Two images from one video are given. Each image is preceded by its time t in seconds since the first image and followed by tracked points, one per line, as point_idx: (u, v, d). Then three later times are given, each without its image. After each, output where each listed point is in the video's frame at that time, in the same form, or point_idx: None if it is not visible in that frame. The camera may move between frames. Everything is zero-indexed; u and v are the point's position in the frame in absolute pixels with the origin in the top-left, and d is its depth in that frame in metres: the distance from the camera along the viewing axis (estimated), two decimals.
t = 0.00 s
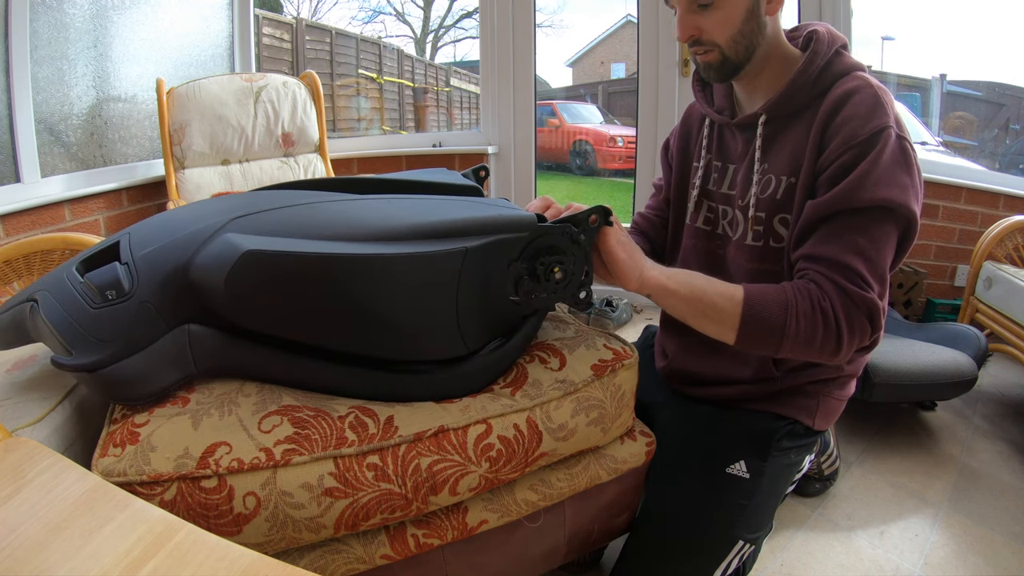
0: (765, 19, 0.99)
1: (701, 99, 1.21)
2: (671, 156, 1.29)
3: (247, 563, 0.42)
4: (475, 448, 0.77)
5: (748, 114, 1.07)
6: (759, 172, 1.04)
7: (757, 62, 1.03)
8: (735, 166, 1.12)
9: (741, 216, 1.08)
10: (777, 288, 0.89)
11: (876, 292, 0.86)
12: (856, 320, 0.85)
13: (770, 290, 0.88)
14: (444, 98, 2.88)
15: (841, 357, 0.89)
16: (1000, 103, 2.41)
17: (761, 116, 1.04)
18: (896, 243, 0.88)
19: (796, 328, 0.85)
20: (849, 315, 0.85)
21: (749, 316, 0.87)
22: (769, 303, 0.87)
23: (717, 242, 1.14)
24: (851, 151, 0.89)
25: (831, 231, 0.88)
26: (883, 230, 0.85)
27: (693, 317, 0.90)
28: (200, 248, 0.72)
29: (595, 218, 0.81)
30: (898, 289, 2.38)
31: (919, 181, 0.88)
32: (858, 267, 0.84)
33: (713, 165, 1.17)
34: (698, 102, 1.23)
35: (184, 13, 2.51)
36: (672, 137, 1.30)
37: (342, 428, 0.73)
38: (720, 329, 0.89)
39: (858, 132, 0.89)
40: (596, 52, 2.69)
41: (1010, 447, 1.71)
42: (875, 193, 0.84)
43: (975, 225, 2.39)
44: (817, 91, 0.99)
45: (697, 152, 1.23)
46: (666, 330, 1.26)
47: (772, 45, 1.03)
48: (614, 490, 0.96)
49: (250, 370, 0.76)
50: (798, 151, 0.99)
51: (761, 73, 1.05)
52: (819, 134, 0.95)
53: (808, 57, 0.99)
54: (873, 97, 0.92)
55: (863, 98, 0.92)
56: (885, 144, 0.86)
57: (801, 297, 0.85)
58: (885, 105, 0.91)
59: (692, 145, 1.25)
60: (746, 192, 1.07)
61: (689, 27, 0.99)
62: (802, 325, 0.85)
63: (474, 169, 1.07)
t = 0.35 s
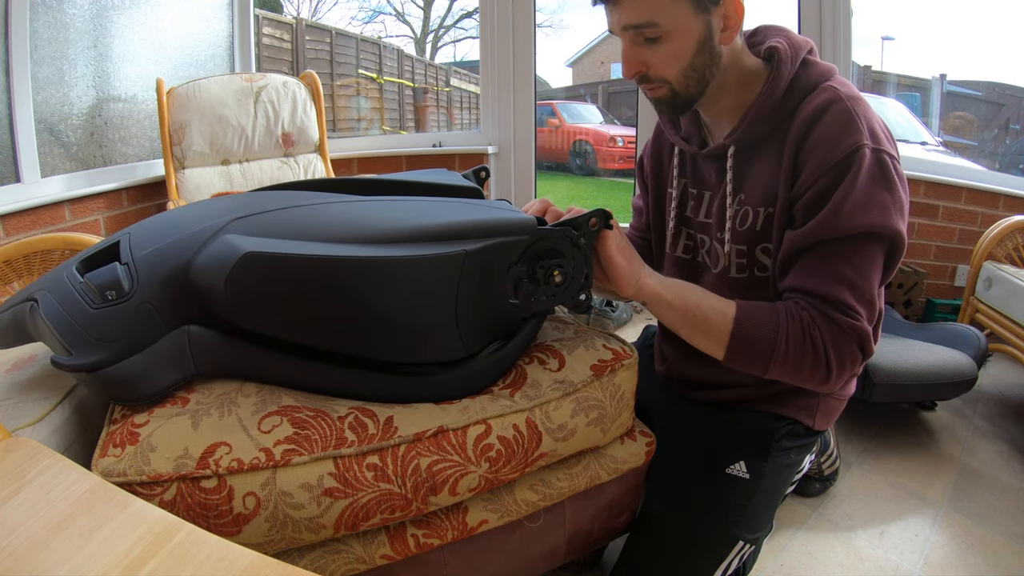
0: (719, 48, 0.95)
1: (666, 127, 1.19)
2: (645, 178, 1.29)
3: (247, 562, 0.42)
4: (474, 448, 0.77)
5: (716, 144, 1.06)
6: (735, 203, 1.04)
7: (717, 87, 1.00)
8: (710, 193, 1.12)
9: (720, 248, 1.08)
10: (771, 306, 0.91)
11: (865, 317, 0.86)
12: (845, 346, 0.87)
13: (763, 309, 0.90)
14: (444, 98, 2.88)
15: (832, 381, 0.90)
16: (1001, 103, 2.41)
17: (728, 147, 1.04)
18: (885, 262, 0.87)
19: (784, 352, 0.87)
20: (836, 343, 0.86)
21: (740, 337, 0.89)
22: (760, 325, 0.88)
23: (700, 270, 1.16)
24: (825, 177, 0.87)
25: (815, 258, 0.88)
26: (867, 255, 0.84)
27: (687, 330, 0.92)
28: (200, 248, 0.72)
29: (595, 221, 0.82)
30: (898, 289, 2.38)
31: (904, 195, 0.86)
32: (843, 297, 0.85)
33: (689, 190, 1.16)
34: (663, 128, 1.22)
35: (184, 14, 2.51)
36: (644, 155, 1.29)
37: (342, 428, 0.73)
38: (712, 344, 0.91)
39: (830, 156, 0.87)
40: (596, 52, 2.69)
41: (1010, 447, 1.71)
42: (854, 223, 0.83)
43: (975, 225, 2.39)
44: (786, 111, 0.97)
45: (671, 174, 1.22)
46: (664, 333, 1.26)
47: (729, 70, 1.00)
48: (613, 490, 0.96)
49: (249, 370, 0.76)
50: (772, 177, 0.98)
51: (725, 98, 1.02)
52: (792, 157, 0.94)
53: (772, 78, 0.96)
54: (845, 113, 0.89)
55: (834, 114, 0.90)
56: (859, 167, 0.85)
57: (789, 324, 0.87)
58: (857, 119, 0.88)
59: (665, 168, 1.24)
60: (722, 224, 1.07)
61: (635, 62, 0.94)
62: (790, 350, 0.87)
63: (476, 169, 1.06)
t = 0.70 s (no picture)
0: (685, 74, 0.95)
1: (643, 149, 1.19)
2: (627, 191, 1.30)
3: (246, 562, 0.42)
4: (474, 448, 0.77)
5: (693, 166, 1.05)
6: (718, 225, 1.05)
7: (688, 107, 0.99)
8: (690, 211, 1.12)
9: (703, 270, 1.09)
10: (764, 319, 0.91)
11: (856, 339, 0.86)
12: (838, 370, 0.87)
13: (754, 325, 0.89)
14: (444, 98, 2.88)
15: (826, 402, 0.91)
16: (1000, 103, 2.42)
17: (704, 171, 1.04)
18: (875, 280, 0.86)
19: (776, 372, 0.88)
20: (828, 366, 0.86)
21: (733, 356, 0.90)
22: (752, 344, 0.89)
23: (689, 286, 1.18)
24: (805, 202, 0.87)
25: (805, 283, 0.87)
26: (856, 279, 0.84)
27: (681, 339, 0.93)
28: (201, 246, 0.72)
29: (597, 225, 0.81)
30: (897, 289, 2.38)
31: (890, 209, 0.85)
32: (833, 323, 0.84)
33: (672, 208, 1.17)
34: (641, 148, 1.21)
35: (184, 14, 2.51)
36: (626, 165, 1.29)
37: (342, 428, 0.73)
38: (705, 357, 0.92)
39: (810, 179, 0.86)
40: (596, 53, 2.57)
41: (1010, 447, 1.71)
42: (837, 249, 0.83)
43: (975, 225, 2.39)
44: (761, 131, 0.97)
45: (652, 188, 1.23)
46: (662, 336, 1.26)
47: (698, 95, 1.00)
48: (613, 490, 0.96)
49: (249, 370, 0.76)
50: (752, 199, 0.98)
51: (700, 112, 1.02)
52: (772, 180, 0.93)
53: (745, 101, 0.95)
54: (823, 131, 0.88)
55: (813, 134, 0.88)
56: (840, 189, 0.84)
57: (781, 346, 0.87)
58: (835, 138, 0.87)
59: (645, 185, 1.25)
60: (706, 245, 1.08)
61: (597, 94, 0.94)
62: (782, 371, 0.88)
63: (477, 170, 1.06)
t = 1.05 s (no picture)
0: (666, 91, 0.95)
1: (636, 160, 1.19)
2: (622, 195, 1.30)
3: (246, 562, 0.42)
4: (473, 448, 0.77)
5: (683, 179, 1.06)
6: (710, 236, 1.05)
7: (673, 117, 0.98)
8: (682, 221, 1.13)
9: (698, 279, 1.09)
10: (760, 324, 0.90)
11: (851, 348, 0.86)
12: (831, 378, 0.87)
13: (750, 330, 0.89)
14: (444, 98, 2.88)
15: (821, 411, 0.91)
16: (1001, 103, 2.42)
17: (694, 184, 1.04)
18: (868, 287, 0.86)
19: (769, 381, 0.88)
20: (821, 376, 0.87)
21: (729, 363, 0.90)
22: (747, 351, 0.89)
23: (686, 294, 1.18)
24: (792, 213, 0.87)
25: (797, 293, 0.87)
26: (847, 289, 0.84)
27: (680, 343, 0.94)
28: (201, 247, 0.72)
29: (597, 226, 0.81)
30: (897, 289, 2.37)
31: (881, 216, 0.85)
32: (827, 334, 0.84)
33: (667, 217, 1.17)
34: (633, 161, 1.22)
35: (184, 14, 2.51)
36: (622, 174, 1.29)
37: (342, 429, 0.73)
38: (702, 361, 0.93)
39: (795, 191, 0.86)
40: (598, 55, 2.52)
41: (1010, 448, 1.70)
42: (827, 261, 0.83)
43: (975, 225, 2.39)
44: (746, 142, 0.97)
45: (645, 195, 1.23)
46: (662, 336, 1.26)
47: (682, 107, 0.99)
48: (613, 490, 0.96)
49: (250, 371, 0.76)
50: (741, 210, 0.98)
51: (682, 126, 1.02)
52: (759, 190, 0.93)
53: (729, 112, 0.95)
54: (809, 140, 0.87)
55: (798, 143, 0.88)
56: (826, 199, 0.83)
57: (776, 356, 0.87)
58: (820, 147, 0.86)
59: (638, 193, 1.26)
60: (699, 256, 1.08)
61: (579, 111, 0.93)
62: (776, 380, 0.88)
63: (477, 170, 1.06)
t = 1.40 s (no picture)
0: (658, 99, 0.94)
1: (632, 166, 1.19)
2: (619, 195, 1.30)
3: (246, 563, 0.42)
4: (473, 449, 0.77)
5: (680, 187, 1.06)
6: (708, 243, 1.05)
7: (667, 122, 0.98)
8: (681, 227, 1.13)
9: (694, 285, 1.10)
10: (759, 332, 0.91)
11: (848, 358, 0.86)
12: (829, 389, 0.87)
13: (747, 337, 0.89)
14: (444, 98, 2.88)
15: (817, 420, 0.91)
16: (1000, 103, 2.42)
17: (691, 193, 1.04)
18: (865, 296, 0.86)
19: (765, 389, 0.89)
20: (818, 386, 0.87)
21: (726, 370, 0.90)
22: (743, 359, 0.89)
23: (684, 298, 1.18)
24: (788, 223, 0.87)
25: (795, 303, 0.87)
26: (845, 299, 0.84)
27: (679, 348, 0.94)
28: (201, 246, 0.72)
29: (598, 228, 0.81)
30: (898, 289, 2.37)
31: (879, 225, 0.85)
32: (825, 344, 0.84)
33: (664, 221, 1.18)
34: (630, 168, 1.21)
35: (184, 14, 2.51)
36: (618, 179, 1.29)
37: (342, 429, 0.73)
38: (699, 365, 0.93)
39: (791, 200, 0.86)
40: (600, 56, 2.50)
41: (1010, 448, 1.70)
42: (824, 271, 0.83)
43: (975, 225, 2.39)
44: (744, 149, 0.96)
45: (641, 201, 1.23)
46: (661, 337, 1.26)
47: (675, 115, 0.99)
48: (613, 490, 0.96)
49: (250, 371, 0.76)
50: (737, 218, 0.98)
51: (677, 131, 1.01)
52: (755, 199, 0.93)
53: (725, 121, 0.95)
54: (805, 149, 0.87)
55: (794, 152, 0.88)
56: (823, 208, 0.83)
57: (772, 364, 0.87)
58: (816, 157, 0.86)
59: (635, 195, 1.26)
60: (697, 261, 1.08)
61: (571, 121, 0.94)
62: (771, 389, 0.88)
63: (479, 172, 1.06)
